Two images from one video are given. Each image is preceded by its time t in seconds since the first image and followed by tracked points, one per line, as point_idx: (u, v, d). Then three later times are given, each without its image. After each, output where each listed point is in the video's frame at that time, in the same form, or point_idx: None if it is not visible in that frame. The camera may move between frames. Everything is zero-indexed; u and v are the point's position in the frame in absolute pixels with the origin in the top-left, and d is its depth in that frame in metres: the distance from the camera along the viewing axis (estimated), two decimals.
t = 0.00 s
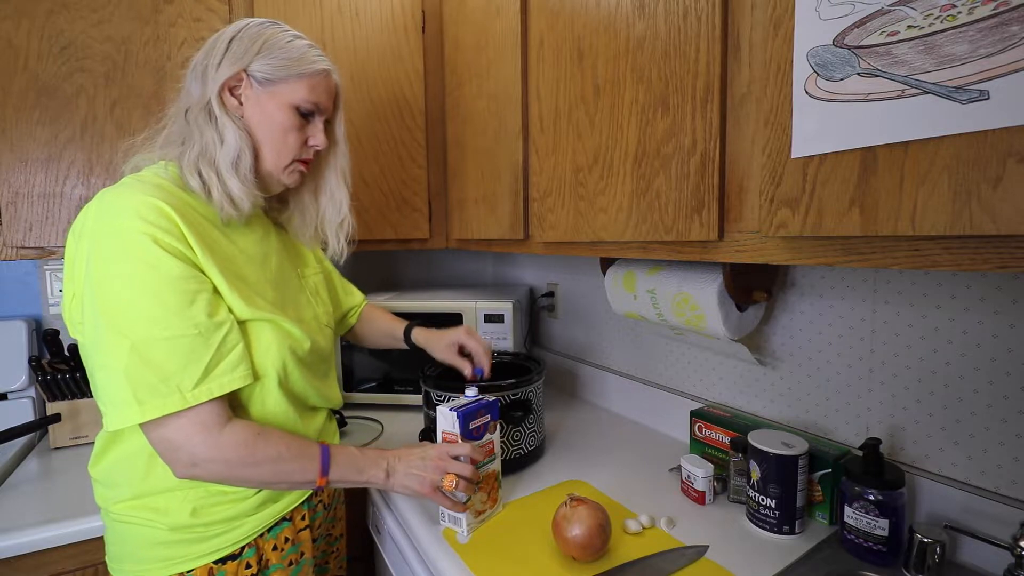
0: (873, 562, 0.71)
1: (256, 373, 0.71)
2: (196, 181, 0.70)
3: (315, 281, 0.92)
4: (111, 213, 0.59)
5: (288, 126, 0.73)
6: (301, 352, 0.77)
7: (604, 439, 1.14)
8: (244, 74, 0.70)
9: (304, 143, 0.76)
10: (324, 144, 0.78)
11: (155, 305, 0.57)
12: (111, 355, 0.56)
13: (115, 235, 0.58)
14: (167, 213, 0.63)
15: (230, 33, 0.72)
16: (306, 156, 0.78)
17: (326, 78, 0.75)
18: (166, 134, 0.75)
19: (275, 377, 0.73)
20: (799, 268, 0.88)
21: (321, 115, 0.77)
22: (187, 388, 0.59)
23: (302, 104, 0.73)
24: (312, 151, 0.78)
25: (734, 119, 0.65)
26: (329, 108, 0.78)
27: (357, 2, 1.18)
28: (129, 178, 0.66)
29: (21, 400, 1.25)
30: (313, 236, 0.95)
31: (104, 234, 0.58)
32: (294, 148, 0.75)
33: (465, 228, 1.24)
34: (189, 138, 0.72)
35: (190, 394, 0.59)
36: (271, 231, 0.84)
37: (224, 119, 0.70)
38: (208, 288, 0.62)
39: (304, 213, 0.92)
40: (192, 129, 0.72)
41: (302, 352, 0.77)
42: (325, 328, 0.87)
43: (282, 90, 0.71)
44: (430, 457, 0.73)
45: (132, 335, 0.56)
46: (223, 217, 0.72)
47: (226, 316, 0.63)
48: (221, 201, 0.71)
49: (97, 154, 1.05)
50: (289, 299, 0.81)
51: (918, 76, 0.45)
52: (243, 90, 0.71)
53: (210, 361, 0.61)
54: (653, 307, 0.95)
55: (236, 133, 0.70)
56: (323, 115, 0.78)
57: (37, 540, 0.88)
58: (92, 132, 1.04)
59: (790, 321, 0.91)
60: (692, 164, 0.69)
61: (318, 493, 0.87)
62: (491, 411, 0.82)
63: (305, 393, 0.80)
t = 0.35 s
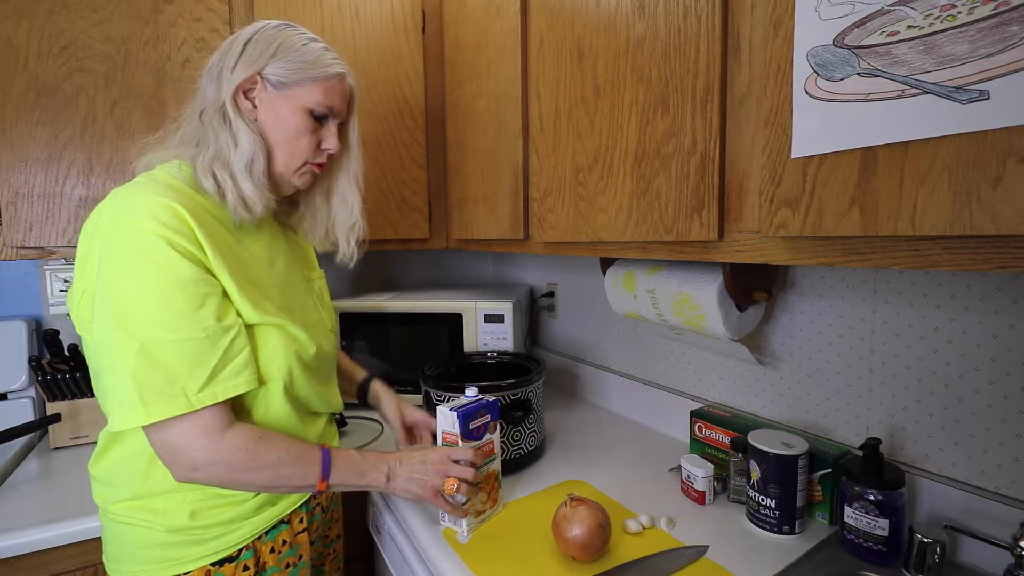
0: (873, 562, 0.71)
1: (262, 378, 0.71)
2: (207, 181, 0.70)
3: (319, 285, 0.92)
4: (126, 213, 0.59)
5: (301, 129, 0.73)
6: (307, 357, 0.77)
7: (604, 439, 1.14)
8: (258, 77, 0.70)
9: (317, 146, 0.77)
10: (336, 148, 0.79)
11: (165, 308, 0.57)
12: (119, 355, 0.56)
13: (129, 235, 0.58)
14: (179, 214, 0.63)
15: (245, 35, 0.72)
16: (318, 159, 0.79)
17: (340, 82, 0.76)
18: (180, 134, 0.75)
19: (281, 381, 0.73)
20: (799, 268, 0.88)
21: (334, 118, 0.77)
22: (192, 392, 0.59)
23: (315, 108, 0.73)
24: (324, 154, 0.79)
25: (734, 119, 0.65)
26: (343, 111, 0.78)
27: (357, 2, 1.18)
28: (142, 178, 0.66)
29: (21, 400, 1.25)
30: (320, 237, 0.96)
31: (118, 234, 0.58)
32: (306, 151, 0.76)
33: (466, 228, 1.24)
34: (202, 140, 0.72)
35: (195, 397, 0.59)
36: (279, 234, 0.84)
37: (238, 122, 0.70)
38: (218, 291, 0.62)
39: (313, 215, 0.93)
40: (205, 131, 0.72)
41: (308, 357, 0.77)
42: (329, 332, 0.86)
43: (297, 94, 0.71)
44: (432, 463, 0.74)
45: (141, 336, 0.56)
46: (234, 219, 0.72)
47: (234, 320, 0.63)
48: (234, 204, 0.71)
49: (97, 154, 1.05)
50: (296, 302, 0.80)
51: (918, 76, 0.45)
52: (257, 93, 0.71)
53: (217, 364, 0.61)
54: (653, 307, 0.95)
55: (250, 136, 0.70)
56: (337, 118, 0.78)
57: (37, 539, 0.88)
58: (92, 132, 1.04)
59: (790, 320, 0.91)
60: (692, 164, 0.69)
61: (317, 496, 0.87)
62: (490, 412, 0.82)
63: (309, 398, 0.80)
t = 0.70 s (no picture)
0: (874, 562, 0.71)
1: (260, 380, 0.71)
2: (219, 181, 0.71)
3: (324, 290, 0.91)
4: (133, 209, 0.59)
5: (312, 132, 0.73)
6: (307, 360, 0.77)
7: (604, 439, 1.15)
8: (271, 79, 0.71)
9: (327, 149, 0.77)
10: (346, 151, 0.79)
11: (169, 306, 0.57)
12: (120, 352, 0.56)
13: (136, 232, 0.58)
14: (186, 212, 0.63)
15: (259, 38, 0.72)
16: (327, 161, 0.79)
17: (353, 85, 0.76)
18: (192, 135, 0.75)
19: (279, 385, 0.73)
20: (799, 268, 0.88)
21: (345, 121, 0.77)
22: (192, 391, 0.59)
23: (326, 111, 0.73)
24: (334, 157, 0.79)
25: (734, 119, 0.65)
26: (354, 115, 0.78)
27: (357, 2, 1.18)
28: (151, 175, 0.67)
29: (20, 400, 1.25)
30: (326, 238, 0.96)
31: (124, 231, 0.58)
32: (316, 154, 0.76)
33: (466, 228, 1.24)
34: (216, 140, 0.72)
35: (194, 397, 0.59)
36: (286, 236, 0.84)
37: (249, 124, 0.70)
38: (222, 292, 0.62)
39: (325, 216, 0.93)
40: (218, 132, 0.72)
41: (308, 360, 0.77)
42: (330, 335, 0.86)
43: (309, 97, 0.72)
44: (430, 468, 0.75)
45: (143, 334, 0.56)
46: (244, 220, 0.73)
47: (237, 320, 0.63)
48: (245, 205, 0.71)
49: (97, 154, 1.05)
50: (298, 305, 0.80)
51: (918, 76, 0.45)
52: (269, 95, 0.71)
53: (218, 364, 0.61)
54: (653, 307, 0.95)
55: (261, 138, 0.71)
56: (348, 121, 0.78)
57: (36, 540, 0.87)
58: (92, 132, 1.04)
59: (790, 320, 0.91)
60: (692, 164, 0.69)
61: (314, 500, 0.87)
62: (490, 412, 0.82)
63: (308, 401, 0.80)
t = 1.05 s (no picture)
0: (874, 562, 0.71)
1: (260, 378, 0.71)
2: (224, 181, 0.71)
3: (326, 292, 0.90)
4: (139, 209, 0.60)
5: (317, 134, 0.73)
6: (307, 360, 0.77)
7: (604, 439, 1.15)
8: (276, 82, 0.71)
9: (332, 151, 0.77)
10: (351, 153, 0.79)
11: (170, 304, 0.57)
12: (121, 348, 0.56)
13: (140, 231, 0.58)
14: (191, 212, 0.63)
15: (267, 42, 0.73)
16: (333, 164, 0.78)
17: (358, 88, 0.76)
18: (200, 138, 0.76)
19: (278, 383, 0.72)
20: (799, 268, 0.89)
21: (350, 124, 0.77)
22: (189, 388, 0.59)
23: (331, 113, 0.73)
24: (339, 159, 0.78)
25: (734, 119, 0.65)
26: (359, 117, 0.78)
27: (357, 2, 1.18)
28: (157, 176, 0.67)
29: (20, 400, 1.25)
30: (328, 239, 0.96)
31: (130, 229, 0.59)
32: (321, 155, 0.76)
33: (466, 228, 1.24)
34: (224, 142, 0.73)
35: (191, 394, 0.59)
36: (289, 238, 0.84)
37: (255, 126, 0.71)
38: (223, 291, 0.63)
39: (327, 218, 0.93)
40: (225, 134, 0.73)
41: (309, 360, 0.77)
42: (331, 336, 0.86)
43: (314, 99, 0.72)
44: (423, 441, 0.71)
45: (143, 331, 0.56)
46: (250, 221, 0.73)
47: (237, 319, 0.63)
48: (251, 206, 0.71)
49: (97, 154, 1.05)
50: (300, 305, 0.81)
51: (918, 76, 0.45)
52: (275, 98, 0.72)
53: (216, 362, 0.61)
54: (653, 307, 0.95)
55: (267, 140, 0.71)
56: (353, 123, 0.78)
57: (37, 539, 0.87)
58: (92, 132, 1.04)
59: (790, 320, 0.91)
60: (692, 164, 0.69)
61: (315, 497, 0.86)
62: (486, 389, 0.80)
63: (307, 401, 0.79)
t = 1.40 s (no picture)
0: (873, 562, 0.71)
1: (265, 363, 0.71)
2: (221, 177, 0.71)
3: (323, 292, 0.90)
4: (145, 198, 0.61)
5: (304, 130, 0.73)
6: (309, 350, 0.77)
7: (603, 439, 1.15)
8: (262, 83, 0.73)
9: (320, 147, 0.76)
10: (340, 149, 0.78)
11: (176, 288, 0.58)
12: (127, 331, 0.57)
13: (147, 218, 0.59)
14: (195, 201, 0.64)
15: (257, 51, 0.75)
16: (323, 160, 0.78)
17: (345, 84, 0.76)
18: (197, 143, 0.77)
19: (281, 369, 0.72)
20: (799, 268, 0.89)
21: (338, 120, 0.77)
22: (195, 370, 0.59)
23: (318, 110, 0.74)
24: (328, 156, 0.78)
25: (734, 119, 0.65)
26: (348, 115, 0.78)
27: (357, 2, 1.18)
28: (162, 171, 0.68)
29: (20, 400, 1.25)
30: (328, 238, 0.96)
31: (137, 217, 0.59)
32: (310, 151, 0.75)
33: (466, 228, 1.24)
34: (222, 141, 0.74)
35: (197, 376, 0.60)
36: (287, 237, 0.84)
37: (245, 125, 0.72)
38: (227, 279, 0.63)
39: (330, 219, 0.94)
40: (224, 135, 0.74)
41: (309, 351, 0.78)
42: (330, 330, 0.86)
43: (300, 97, 0.73)
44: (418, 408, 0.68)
45: (150, 314, 0.57)
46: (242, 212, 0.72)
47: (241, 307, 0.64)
48: (240, 200, 0.71)
49: (97, 154, 1.05)
50: (302, 300, 0.81)
51: (918, 76, 0.45)
52: (264, 99, 0.73)
53: (221, 346, 0.61)
54: (653, 307, 0.95)
55: (255, 138, 0.72)
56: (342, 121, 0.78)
57: (38, 539, 0.87)
58: (92, 132, 1.04)
59: (789, 320, 0.91)
60: (692, 164, 0.69)
61: (317, 492, 0.86)
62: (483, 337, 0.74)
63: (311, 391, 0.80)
